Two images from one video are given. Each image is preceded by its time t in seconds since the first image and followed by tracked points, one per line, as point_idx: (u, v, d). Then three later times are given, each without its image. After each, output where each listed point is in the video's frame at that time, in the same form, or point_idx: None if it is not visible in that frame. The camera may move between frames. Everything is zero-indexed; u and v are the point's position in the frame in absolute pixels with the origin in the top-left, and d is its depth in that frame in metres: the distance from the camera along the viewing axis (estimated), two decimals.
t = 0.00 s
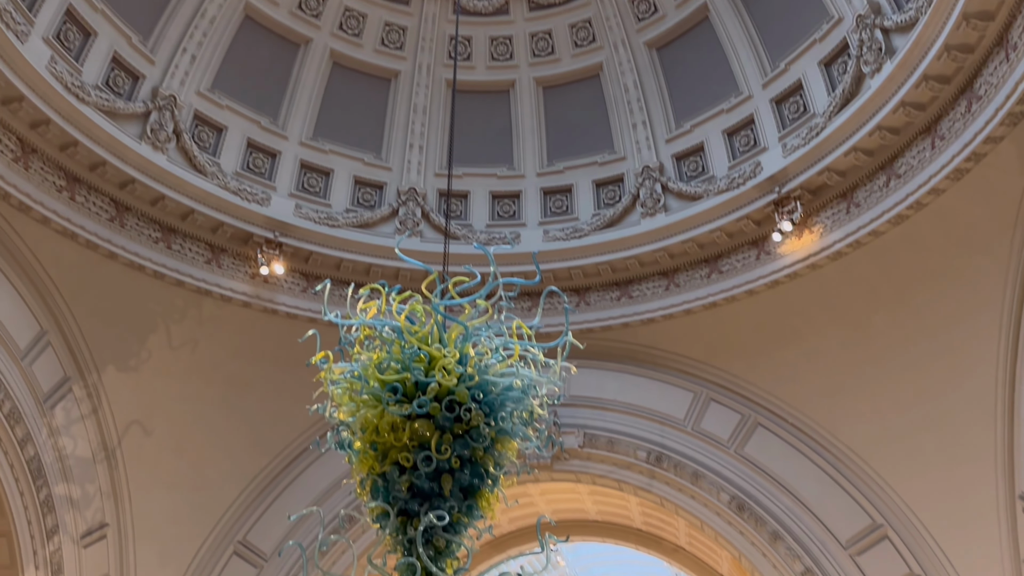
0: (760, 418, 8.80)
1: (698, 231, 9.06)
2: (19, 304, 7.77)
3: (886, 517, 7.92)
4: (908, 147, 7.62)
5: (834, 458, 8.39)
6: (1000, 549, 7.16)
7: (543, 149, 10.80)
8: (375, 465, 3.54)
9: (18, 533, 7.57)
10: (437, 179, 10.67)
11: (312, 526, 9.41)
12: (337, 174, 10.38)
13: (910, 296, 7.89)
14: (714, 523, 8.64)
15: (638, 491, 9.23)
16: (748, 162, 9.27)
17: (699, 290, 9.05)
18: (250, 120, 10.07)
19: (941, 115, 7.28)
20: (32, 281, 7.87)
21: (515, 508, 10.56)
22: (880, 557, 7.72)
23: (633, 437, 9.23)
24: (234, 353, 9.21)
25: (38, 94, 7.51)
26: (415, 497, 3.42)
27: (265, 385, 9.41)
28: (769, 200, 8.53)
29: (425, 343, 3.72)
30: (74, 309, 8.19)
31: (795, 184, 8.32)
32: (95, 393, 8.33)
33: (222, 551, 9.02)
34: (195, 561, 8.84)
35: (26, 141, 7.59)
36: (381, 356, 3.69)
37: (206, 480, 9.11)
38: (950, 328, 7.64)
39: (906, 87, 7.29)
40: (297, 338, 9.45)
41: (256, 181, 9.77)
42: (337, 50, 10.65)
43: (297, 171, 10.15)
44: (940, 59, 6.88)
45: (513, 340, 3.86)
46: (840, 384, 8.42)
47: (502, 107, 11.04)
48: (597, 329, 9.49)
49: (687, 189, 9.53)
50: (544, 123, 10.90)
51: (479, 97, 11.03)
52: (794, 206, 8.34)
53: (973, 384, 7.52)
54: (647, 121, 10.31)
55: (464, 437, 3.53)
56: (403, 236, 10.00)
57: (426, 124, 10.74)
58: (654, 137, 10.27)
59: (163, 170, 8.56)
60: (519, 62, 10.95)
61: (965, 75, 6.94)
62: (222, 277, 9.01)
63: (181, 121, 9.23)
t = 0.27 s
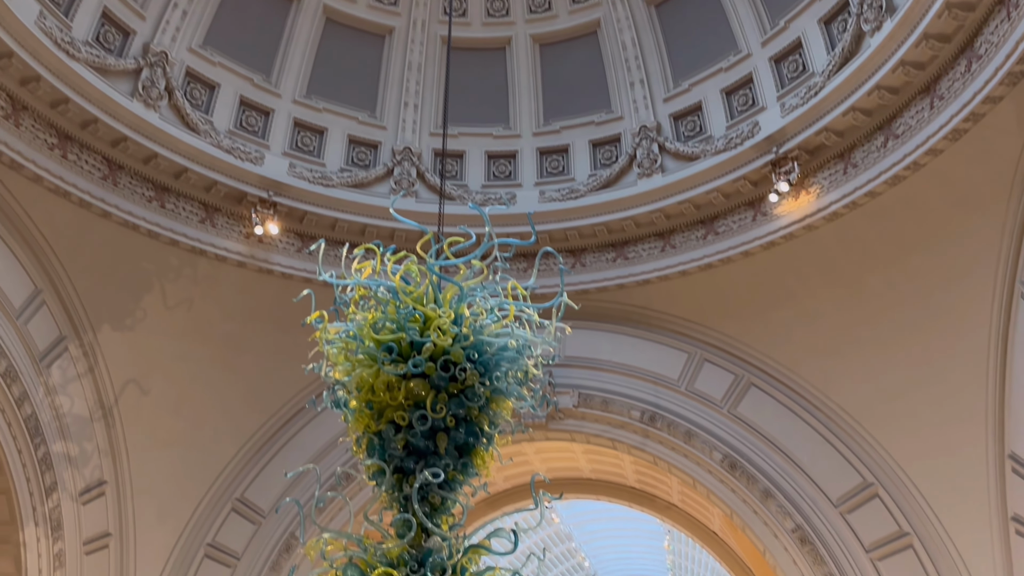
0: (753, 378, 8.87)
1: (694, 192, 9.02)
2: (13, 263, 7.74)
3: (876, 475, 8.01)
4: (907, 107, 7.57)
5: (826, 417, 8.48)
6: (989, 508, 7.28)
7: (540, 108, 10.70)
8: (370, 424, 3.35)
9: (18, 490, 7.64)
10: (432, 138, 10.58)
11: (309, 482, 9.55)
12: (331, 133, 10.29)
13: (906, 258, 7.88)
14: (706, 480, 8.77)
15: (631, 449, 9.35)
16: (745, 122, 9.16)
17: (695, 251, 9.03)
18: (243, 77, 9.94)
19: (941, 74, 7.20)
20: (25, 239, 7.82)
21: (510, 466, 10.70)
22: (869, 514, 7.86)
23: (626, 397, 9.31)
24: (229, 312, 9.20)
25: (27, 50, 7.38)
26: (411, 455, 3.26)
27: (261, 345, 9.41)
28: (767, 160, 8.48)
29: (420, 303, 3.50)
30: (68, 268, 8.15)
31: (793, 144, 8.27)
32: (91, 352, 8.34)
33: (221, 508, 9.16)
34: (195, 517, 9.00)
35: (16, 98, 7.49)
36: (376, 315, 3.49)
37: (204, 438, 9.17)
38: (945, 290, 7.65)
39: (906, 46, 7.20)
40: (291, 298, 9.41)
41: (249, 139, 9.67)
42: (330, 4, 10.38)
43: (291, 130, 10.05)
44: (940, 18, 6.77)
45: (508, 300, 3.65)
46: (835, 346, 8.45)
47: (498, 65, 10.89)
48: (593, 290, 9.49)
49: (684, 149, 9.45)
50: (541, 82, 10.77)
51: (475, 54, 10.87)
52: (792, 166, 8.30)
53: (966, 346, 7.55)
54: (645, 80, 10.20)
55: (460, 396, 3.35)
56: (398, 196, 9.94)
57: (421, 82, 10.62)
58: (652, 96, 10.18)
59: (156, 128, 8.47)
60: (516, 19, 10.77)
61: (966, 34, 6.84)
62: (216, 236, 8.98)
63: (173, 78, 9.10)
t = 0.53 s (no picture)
0: (750, 345, 8.88)
1: (693, 158, 8.97)
2: (8, 229, 7.71)
3: (871, 441, 8.07)
4: (907, 73, 7.49)
5: (821, 383, 8.51)
6: (981, 474, 7.37)
7: (538, 73, 10.59)
8: (368, 390, 3.33)
9: (18, 454, 7.72)
10: (429, 104, 10.48)
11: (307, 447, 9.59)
12: (327, 98, 10.19)
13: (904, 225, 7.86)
14: (701, 446, 8.85)
15: (627, 416, 9.40)
16: (745, 87, 9.06)
17: (694, 218, 8.99)
18: (237, 41, 9.80)
19: (942, 40, 7.11)
20: (20, 204, 7.77)
21: (507, 432, 10.78)
22: (863, 479, 7.94)
23: (623, 363, 9.36)
24: (226, 278, 9.18)
25: (18, 12, 7.26)
26: (408, 420, 3.23)
27: (258, 311, 9.39)
28: (766, 126, 8.42)
29: (417, 271, 3.47)
30: (64, 233, 8.11)
31: (793, 110, 8.20)
32: (88, 317, 8.34)
33: (221, 472, 9.23)
34: (197, 477, 9.09)
35: (9, 62, 7.40)
36: (372, 282, 3.45)
37: (203, 404, 9.21)
38: (943, 257, 7.64)
39: (908, 10, 7.09)
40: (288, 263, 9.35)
41: (244, 104, 9.57)
42: None
43: (286, 94, 9.94)
44: None
45: (505, 268, 3.61)
46: (832, 313, 8.46)
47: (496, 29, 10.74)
48: (590, 257, 9.46)
49: (683, 114, 9.37)
50: (539, 45, 10.63)
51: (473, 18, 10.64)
52: (792, 132, 8.24)
53: (963, 314, 7.56)
54: (645, 45, 10.09)
55: (456, 362, 3.31)
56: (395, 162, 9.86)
57: (418, 46, 10.50)
58: (651, 60, 10.07)
59: (150, 92, 8.37)
60: None
61: None
62: (212, 202, 8.94)
63: (166, 41, 8.97)
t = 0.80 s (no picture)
0: (748, 314, 8.89)
1: (693, 126, 8.91)
2: (6, 196, 7.69)
3: (867, 409, 8.14)
4: (911, 39, 7.39)
5: (819, 352, 8.54)
6: (976, 442, 7.43)
7: (537, 39, 10.48)
8: (366, 357, 3.30)
9: (19, 420, 7.82)
10: (427, 70, 10.37)
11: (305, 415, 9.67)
12: (324, 64, 10.08)
13: (906, 193, 7.81)
14: (698, 413, 8.93)
15: (625, 383, 9.47)
16: (747, 54, 8.89)
17: (693, 186, 8.95)
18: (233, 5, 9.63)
19: (946, 5, 7.00)
20: (18, 171, 7.75)
21: (506, 399, 10.86)
22: (858, 446, 8.03)
23: (621, 332, 9.39)
24: (225, 246, 9.16)
25: None
26: (406, 387, 3.20)
27: (257, 279, 9.38)
28: (767, 93, 8.34)
29: (414, 239, 3.46)
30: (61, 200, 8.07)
31: (794, 77, 8.10)
32: (87, 285, 8.34)
33: (221, 440, 9.31)
34: (197, 444, 9.14)
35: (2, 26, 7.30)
36: (370, 251, 3.43)
37: (203, 372, 9.24)
38: (943, 226, 7.61)
39: None
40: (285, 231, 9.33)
41: (241, 70, 9.45)
42: None
43: (283, 60, 9.83)
44: None
45: (503, 235, 3.60)
46: (832, 282, 8.44)
47: None
48: (590, 226, 9.42)
49: (684, 81, 9.24)
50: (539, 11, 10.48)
51: None
52: (792, 99, 8.16)
53: (962, 283, 7.55)
54: (646, 10, 9.94)
55: (454, 330, 3.28)
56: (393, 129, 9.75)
57: (416, 11, 10.36)
58: (652, 26, 9.92)
59: (146, 57, 8.26)
60: None
61: None
62: (210, 169, 8.89)
63: (162, 5, 8.79)
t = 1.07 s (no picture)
0: (748, 280, 8.90)
1: (696, 89, 8.80)
2: (3, 159, 7.65)
3: (866, 373, 8.18)
4: None
5: (818, 317, 8.56)
6: (975, 407, 7.48)
7: None
8: (365, 322, 3.20)
9: (21, 383, 7.89)
10: (427, 32, 10.22)
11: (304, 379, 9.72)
12: (323, 25, 9.94)
13: (909, 158, 7.73)
14: (698, 378, 9.00)
15: (625, 348, 9.50)
16: (751, 15, 8.60)
17: (695, 151, 8.88)
18: None
19: None
20: (18, 138, 7.74)
21: (507, 364, 10.91)
22: (856, 410, 8.09)
23: (621, 297, 9.40)
24: (224, 210, 9.10)
25: None
26: (404, 351, 3.11)
27: (257, 243, 9.34)
28: (771, 56, 8.19)
29: (413, 203, 3.32)
30: (59, 164, 8.01)
31: (798, 39, 7.92)
32: (87, 249, 8.34)
33: (223, 402, 9.40)
34: (200, 408, 9.22)
35: None
36: (367, 214, 3.29)
37: (204, 336, 9.26)
38: (945, 191, 7.56)
39: None
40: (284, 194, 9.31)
41: (238, 31, 9.28)
42: None
43: (281, 21, 9.68)
44: None
45: (501, 199, 3.46)
46: (832, 247, 8.42)
47: None
48: (591, 191, 9.38)
49: (687, 44, 9.04)
50: None
51: None
52: (796, 62, 8.04)
53: (962, 249, 7.53)
54: None
55: (452, 296, 3.19)
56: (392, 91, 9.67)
57: None
58: None
59: (142, 18, 8.08)
60: None
61: None
62: (208, 132, 8.80)
63: None
